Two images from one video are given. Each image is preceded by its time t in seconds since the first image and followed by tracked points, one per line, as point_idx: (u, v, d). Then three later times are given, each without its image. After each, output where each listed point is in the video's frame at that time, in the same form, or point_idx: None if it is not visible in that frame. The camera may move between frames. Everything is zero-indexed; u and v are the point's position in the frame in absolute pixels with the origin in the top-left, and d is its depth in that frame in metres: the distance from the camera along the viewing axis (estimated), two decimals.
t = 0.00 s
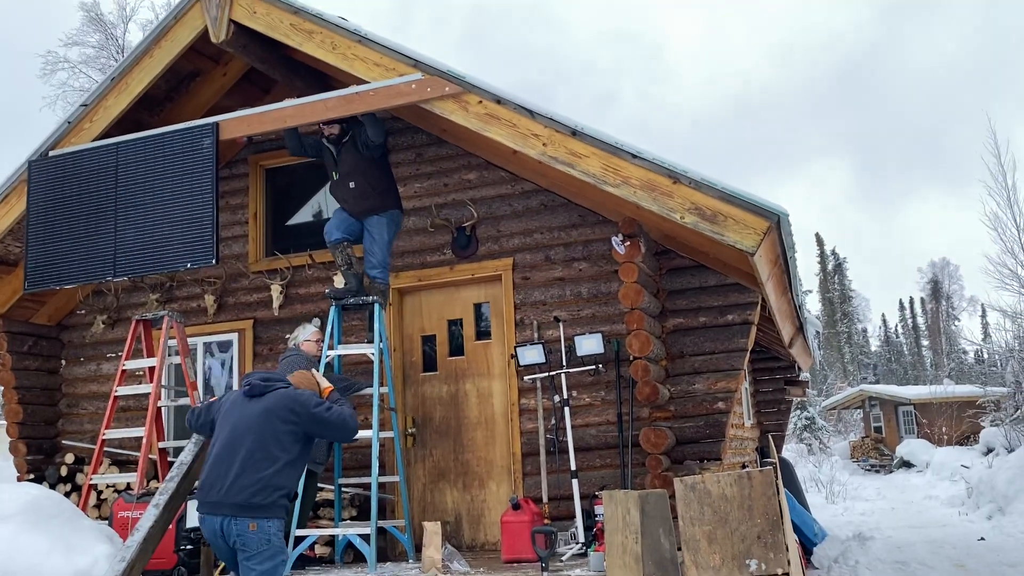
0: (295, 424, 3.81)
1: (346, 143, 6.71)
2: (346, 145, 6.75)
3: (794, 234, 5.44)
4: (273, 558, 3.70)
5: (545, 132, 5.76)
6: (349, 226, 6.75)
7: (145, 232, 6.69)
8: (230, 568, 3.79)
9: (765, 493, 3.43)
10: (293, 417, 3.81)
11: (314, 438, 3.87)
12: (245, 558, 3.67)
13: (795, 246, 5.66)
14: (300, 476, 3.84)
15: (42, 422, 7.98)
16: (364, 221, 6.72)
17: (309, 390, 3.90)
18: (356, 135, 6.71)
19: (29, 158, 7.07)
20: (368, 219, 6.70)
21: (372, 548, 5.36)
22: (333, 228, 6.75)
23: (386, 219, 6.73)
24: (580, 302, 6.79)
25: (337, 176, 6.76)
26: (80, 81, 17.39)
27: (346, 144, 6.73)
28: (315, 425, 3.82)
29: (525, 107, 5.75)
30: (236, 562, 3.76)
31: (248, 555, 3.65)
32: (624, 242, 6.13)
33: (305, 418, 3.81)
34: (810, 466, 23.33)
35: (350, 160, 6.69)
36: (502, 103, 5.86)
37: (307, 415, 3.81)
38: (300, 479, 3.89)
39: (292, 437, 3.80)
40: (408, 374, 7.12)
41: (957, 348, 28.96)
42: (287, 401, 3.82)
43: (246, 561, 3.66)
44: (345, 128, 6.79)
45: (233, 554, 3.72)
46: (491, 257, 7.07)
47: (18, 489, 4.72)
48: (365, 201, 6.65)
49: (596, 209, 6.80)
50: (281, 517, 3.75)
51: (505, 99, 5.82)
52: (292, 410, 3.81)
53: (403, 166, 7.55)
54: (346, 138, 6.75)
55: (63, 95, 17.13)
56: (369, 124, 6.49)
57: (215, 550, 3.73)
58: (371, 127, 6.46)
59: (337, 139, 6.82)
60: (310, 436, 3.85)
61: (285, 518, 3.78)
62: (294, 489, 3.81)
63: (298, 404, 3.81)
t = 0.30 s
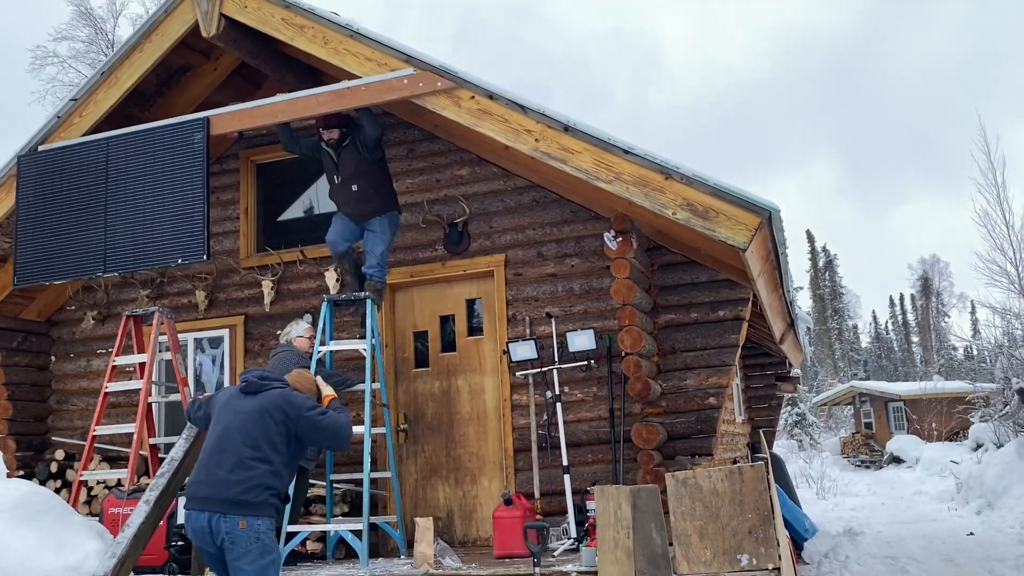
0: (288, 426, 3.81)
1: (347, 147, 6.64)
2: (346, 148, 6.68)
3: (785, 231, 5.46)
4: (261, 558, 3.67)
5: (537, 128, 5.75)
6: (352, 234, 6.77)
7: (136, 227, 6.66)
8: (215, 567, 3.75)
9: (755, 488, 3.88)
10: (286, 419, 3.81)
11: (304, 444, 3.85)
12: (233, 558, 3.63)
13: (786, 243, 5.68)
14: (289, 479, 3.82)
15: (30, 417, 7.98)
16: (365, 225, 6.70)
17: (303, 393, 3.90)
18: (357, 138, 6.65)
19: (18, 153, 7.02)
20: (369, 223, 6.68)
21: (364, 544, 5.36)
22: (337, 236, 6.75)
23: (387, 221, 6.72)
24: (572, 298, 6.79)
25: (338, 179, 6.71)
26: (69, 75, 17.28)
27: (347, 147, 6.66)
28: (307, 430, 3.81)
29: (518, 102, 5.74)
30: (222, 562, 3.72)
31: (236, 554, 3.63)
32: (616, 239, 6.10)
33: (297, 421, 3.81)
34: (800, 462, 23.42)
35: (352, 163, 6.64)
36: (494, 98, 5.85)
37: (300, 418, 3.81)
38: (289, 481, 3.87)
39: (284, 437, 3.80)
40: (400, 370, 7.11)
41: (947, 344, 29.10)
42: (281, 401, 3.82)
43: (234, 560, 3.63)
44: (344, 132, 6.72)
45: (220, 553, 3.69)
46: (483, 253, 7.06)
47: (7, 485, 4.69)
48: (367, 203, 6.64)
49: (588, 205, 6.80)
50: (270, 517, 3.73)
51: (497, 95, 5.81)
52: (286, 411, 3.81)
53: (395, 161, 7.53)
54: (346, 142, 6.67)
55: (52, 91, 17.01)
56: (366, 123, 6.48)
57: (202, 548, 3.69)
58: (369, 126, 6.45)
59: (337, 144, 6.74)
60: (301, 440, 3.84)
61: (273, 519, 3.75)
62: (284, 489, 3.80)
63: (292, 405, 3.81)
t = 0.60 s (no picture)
0: (275, 435, 3.76)
1: (347, 159, 6.69)
2: (347, 161, 6.73)
3: (782, 232, 5.46)
4: (254, 564, 3.65)
5: (534, 129, 5.76)
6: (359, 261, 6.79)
7: (131, 227, 6.65)
8: None
9: (752, 490, 3.88)
10: (274, 428, 3.77)
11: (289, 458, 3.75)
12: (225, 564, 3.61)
13: (783, 244, 5.68)
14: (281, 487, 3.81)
15: (26, 418, 7.96)
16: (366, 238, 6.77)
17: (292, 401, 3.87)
18: (357, 150, 6.70)
19: (15, 153, 7.01)
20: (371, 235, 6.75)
21: (360, 545, 5.35)
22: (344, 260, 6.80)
23: (387, 232, 6.77)
24: (569, 299, 6.79)
25: (339, 191, 6.76)
26: (65, 76, 17.25)
27: (348, 159, 6.71)
28: (290, 443, 3.70)
29: (515, 104, 5.75)
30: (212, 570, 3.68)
31: (229, 560, 3.59)
32: (614, 240, 6.17)
33: (282, 431, 3.73)
34: (796, 464, 23.45)
35: (353, 176, 6.70)
36: (492, 100, 5.85)
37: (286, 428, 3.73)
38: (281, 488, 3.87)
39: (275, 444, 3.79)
40: (397, 371, 7.10)
41: (942, 347, 29.16)
42: (271, 410, 3.79)
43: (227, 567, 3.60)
44: (345, 146, 6.78)
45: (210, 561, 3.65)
46: (479, 254, 7.06)
47: (2, 486, 4.68)
48: (369, 216, 6.72)
49: (585, 206, 6.81)
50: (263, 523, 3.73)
51: (495, 96, 5.81)
52: (274, 420, 3.77)
53: (393, 162, 7.52)
54: (347, 155, 6.73)
55: (49, 90, 17.00)
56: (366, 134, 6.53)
57: (189, 556, 3.63)
58: (368, 128, 6.50)
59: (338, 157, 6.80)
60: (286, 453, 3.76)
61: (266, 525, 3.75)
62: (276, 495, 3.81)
63: (280, 414, 3.77)
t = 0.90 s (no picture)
0: (267, 444, 3.74)
1: (350, 173, 6.78)
2: (348, 175, 6.81)
3: (784, 236, 5.46)
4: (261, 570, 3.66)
5: (536, 133, 5.76)
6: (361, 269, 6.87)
7: (134, 230, 6.66)
8: None
9: (754, 496, 3.86)
10: (267, 437, 3.75)
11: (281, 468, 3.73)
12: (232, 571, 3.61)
13: (785, 248, 5.68)
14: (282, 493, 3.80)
15: (28, 420, 7.96)
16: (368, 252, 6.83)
17: (283, 407, 3.83)
18: (358, 164, 6.79)
19: (18, 156, 7.02)
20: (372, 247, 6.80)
21: (362, 548, 5.35)
22: (351, 280, 6.86)
23: (389, 243, 6.81)
24: (571, 303, 6.79)
25: (342, 206, 6.79)
26: (69, 79, 17.30)
27: (349, 173, 6.79)
28: (280, 453, 3.68)
29: (517, 108, 5.75)
30: None
31: (236, 568, 3.60)
32: (615, 244, 6.14)
33: (274, 441, 3.71)
34: (798, 468, 23.42)
35: (354, 189, 6.75)
36: (494, 103, 5.86)
37: (277, 438, 3.71)
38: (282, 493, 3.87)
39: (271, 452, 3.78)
40: (398, 374, 7.10)
41: (944, 351, 29.12)
42: (261, 418, 3.76)
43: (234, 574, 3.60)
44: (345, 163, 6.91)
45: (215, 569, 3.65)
46: (481, 257, 7.06)
47: (5, 487, 4.68)
48: (370, 230, 6.75)
49: (587, 210, 6.81)
50: (268, 528, 3.74)
51: (497, 100, 5.81)
52: (264, 429, 3.74)
53: (395, 165, 7.53)
54: (348, 170, 6.83)
55: (52, 93, 17.04)
56: (366, 147, 6.64)
57: (195, 565, 3.63)
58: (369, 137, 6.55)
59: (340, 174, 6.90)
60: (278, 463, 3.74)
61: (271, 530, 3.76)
62: (278, 501, 3.82)
63: (271, 422, 3.73)
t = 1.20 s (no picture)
0: (266, 440, 3.74)
1: (353, 179, 6.78)
2: (351, 181, 6.81)
3: (787, 237, 5.46)
4: (264, 568, 3.66)
5: (540, 134, 5.76)
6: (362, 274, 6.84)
7: (138, 230, 6.67)
8: None
9: (757, 497, 3.98)
10: (266, 433, 3.75)
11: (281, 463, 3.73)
12: (236, 569, 3.61)
13: (788, 250, 5.67)
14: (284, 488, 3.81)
15: (32, 420, 7.98)
16: (369, 256, 6.83)
17: (280, 402, 3.83)
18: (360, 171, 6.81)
19: (22, 156, 7.03)
20: (374, 252, 6.82)
21: (364, 548, 5.35)
22: (352, 285, 6.83)
23: (390, 247, 6.86)
24: (574, 304, 6.78)
25: (344, 211, 6.81)
26: (73, 80, 17.34)
27: (352, 179, 6.80)
28: (279, 449, 3.68)
29: (520, 109, 5.75)
30: None
31: (239, 565, 3.60)
32: (618, 245, 6.15)
33: (273, 436, 3.71)
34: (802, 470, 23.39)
35: (357, 195, 6.79)
36: (497, 104, 5.86)
37: (276, 433, 3.71)
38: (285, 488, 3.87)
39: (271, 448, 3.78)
40: (401, 375, 7.10)
41: (948, 354, 29.05)
42: (258, 414, 3.76)
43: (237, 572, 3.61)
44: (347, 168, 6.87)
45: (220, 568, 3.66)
46: (484, 258, 7.06)
47: (8, 487, 4.68)
48: (371, 235, 6.79)
49: (590, 211, 6.80)
50: (271, 526, 3.73)
51: (501, 101, 5.82)
52: (262, 425, 3.74)
53: (398, 166, 7.53)
54: (351, 176, 6.82)
55: (56, 94, 17.07)
56: (368, 154, 6.69)
57: (199, 564, 3.64)
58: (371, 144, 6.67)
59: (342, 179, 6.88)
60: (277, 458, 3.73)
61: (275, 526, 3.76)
62: (280, 497, 3.81)
63: (269, 417, 3.74)
